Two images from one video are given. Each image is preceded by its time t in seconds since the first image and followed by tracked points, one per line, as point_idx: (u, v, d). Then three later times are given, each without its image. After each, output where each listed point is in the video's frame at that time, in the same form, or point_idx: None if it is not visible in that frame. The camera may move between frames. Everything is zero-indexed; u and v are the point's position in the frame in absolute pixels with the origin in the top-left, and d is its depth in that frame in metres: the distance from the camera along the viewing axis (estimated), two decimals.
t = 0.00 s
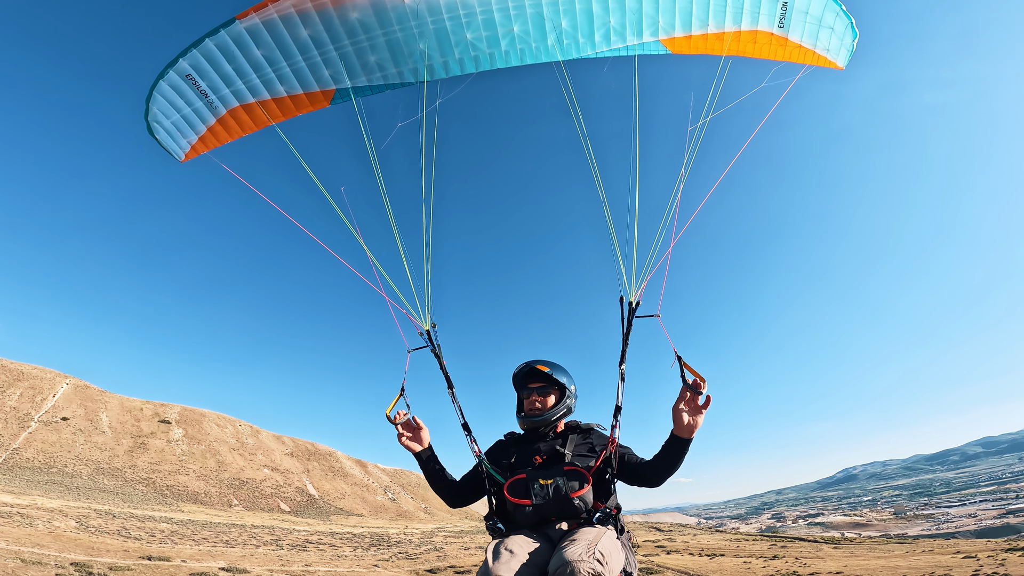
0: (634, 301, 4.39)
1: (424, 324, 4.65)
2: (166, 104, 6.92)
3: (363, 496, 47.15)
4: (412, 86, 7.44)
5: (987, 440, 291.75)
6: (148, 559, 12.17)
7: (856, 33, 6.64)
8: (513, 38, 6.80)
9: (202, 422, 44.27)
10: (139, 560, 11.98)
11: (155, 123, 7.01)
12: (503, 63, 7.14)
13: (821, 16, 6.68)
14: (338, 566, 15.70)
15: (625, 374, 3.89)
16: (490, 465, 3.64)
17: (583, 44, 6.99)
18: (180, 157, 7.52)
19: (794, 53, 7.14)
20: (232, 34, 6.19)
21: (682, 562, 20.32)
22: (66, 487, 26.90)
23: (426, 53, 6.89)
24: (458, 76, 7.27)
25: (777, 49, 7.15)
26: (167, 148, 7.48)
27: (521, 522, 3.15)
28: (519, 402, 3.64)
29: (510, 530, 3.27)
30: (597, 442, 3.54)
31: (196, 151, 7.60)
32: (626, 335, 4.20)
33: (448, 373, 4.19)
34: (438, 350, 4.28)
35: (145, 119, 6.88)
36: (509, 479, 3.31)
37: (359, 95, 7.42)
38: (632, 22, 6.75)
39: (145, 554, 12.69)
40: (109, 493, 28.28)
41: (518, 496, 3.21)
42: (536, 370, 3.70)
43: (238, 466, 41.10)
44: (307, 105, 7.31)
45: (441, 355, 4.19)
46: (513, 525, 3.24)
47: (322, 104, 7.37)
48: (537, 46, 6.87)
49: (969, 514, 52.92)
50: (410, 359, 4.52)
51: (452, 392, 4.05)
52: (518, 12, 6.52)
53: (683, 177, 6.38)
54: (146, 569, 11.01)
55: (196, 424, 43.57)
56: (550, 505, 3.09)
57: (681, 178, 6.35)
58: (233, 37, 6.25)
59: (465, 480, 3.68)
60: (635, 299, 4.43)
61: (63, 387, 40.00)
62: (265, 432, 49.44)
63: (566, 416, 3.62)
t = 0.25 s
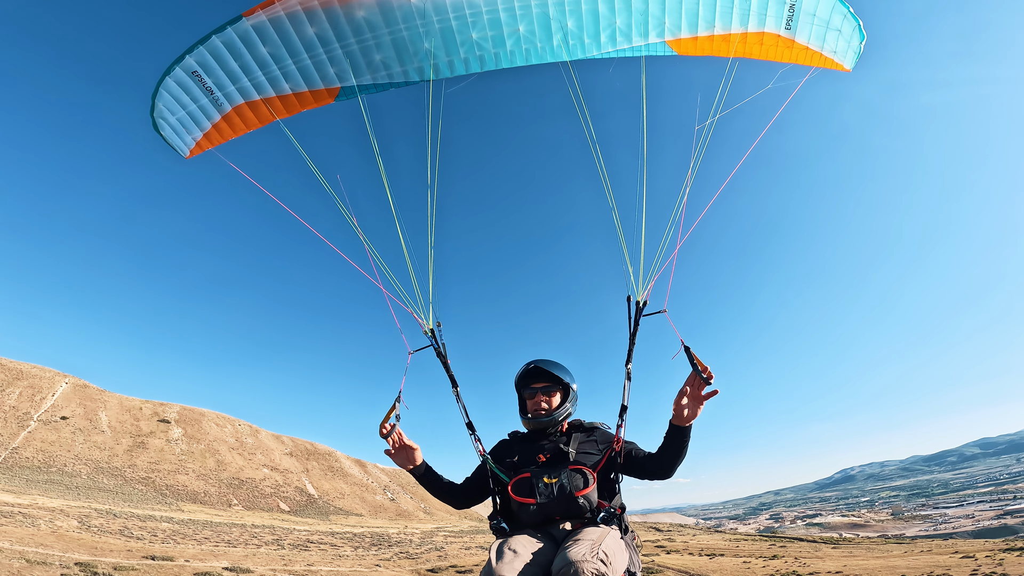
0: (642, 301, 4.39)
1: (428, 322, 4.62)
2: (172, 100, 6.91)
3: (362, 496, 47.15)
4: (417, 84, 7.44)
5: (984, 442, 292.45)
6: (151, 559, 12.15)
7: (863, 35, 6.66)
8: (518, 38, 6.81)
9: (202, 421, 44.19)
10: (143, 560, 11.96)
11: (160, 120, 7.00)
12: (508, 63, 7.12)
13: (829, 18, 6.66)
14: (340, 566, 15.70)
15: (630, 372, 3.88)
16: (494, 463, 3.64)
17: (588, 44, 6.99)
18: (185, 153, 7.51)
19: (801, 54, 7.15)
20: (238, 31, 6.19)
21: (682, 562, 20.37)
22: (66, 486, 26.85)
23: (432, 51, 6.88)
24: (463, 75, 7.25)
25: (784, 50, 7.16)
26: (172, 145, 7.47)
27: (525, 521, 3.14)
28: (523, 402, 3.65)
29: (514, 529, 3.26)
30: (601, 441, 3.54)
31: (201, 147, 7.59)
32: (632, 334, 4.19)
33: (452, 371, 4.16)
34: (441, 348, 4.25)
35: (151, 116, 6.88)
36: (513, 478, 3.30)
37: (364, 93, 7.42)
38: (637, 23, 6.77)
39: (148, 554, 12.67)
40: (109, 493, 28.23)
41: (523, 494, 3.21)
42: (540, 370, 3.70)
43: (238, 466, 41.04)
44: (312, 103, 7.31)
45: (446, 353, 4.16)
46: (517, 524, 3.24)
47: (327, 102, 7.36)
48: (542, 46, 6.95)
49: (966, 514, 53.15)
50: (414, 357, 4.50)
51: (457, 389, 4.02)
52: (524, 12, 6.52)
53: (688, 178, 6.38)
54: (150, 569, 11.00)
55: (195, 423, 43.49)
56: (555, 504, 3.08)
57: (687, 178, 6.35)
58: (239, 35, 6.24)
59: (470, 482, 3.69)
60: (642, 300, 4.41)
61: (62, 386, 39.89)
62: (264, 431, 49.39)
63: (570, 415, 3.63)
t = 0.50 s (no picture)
0: (643, 297, 4.40)
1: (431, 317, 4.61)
2: (179, 96, 6.93)
3: (362, 496, 47.14)
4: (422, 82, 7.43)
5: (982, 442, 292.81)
6: (156, 559, 12.15)
7: (871, 35, 6.67)
8: (524, 36, 6.80)
9: (201, 421, 44.14)
10: (147, 560, 11.95)
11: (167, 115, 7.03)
12: (514, 61, 7.11)
13: (836, 18, 6.67)
14: (342, 565, 15.72)
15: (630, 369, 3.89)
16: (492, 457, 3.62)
17: (594, 42, 7.00)
18: (192, 149, 7.54)
19: (807, 55, 7.17)
20: (246, 28, 6.21)
21: (683, 561, 20.39)
22: (67, 486, 26.82)
23: (437, 49, 6.87)
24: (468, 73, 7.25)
25: (791, 51, 7.18)
26: (179, 140, 7.50)
27: (522, 515, 3.14)
28: (525, 399, 3.61)
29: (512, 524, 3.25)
30: (599, 437, 3.55)
31: (207, 143, 7.61)
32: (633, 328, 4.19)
33: (453, 366, 4.16)
34: (443, 342, 4.24)
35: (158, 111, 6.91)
36: (511, 472, 3.31)
37: (370, 90, 7.42)
38: (643, 22, 6.76)
39: (153, 554, 12.67)
40: (110, 492, 28.20)
41: (521, 489, 3.21)
42: (542, 366, 3.68)
43: (238, 466, 41.01)
44: (317, 100, 7.30)
45: (447, 347, 4.15)
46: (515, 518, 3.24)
47: (332, 99, 7.37)
48: (547, 45, 6.89)
49: (965, 514, 53.31)
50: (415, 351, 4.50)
51: (458, 383, 4.00)
52: (529, 10, 6.52)
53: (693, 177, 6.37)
54: (155, 569, 11.00)
55: (195, 423, 43.45)
56: (553, 498, 3.09)
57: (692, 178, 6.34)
58: (246, 32, 6.26)
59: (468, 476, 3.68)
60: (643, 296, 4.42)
61: (63, 386, 39.82)
62: (264, 431, 49.34)
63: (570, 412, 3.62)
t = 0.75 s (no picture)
0: (655, 302, 4.40)
1: (437, 321, 4.64)
2: (188, 93, 6.96)
3: (362, 496, 47.12)
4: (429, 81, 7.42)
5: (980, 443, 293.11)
6: (161, 559, 12.14)
7: (885, 37, 6.61)
8: (532, 35, 6.80)
9: (201, 421, 44.07)
10: (153, 561, 11.94)
11: (176, 112, 7.05)
12: (522, 60, 7.13)
13: (849, 19, 6.66)
14: (346, 566, 15.73)
15: (641, 375, 3.88)
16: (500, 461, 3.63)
17: (603, 42, 7.01)
18: (200, 146, 7.56)
19: (821, 55, 7.15)
20: (254, 26, 6.21)
21: (684, 561, 20.41)
22: (67, 486, 26.77)
23: (445, 48, 6.86)
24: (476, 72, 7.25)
25: (804, 51, 7.15)
26: (187, 137, 7.51)
27: (532, 522, 3.14)
28: (532, 406, 3.60)
29: (520, 530, 3.25)
30: (606, 443, 3.55)
31: (214, 140, 7.62)
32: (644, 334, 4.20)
33: (462, 370, 4.18)
34: (452, 346, 4.26)
35: (166, 108, 6.92)
36: (520, 478, 3.31)
37: (377, 88, 7.42)
38: (653, 22, 6.73)
39: (158, 554, 12.67)
40: (110, 492, 28.15)
41: (530, 495, 3.21)
42: (549, 372, 3.68)
43: (238, 466, 40.97)
44: (325, 98, 7.30)
45: (456, 352, 4.17)
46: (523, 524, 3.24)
47: (340, 97, 7.37)
48: (555, 44, 6.95)
49: (964, 515, 53.33)
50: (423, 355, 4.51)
51: (466, 388, 4.02)
52: (537, 9, 6.50)
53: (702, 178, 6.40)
54: (161, 569, 10.99)
55: (195, 423, 43.39)
56: (562, 504, 3.10)
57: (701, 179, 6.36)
58: (255, 29, 6.26)
59: (474, 482, 3.67)
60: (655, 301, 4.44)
61: (62, 385, 39.76)
62: (264, 431, 49.30)
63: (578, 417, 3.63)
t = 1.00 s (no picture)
0: (655, 302, 4.41)
1: (441, 319, 4.67)
2: (198, 92, 6.98)
3: (362, 496, 47.11)
4: (437, 80, 7.42)
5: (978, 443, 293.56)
6: (166, 559, 12.13)
7: (893, 40, 6.57)
8: (539, 35, 6.82)
9: (201, 421, 44.02)
10: (158, 561, 11.94)
11: (186, 111, 7.07)
12: (529, 59, 7.12)
13: (858, 22, 6.65)
14: (349, 566, 15.74)
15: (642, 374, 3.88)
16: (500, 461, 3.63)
17: (610, 43, 6.96)
18: (209, 145, 7.58)
19: (829, 58, 7.15)
20: (264, 25, 6.22)
21: (684, 560, 20.46)
22: (68, 485, 26.73)
23: (453, 48, 6.85)
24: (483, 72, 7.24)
25: (811, 53, 7.17)
26: (197, 136, 7.54)
27: (532, 522, 3.15)
28: (528, 405, 3.60)
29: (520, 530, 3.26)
30: (605, 442, 3.55)
31: (224, 139, 7.65)
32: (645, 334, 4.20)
33: (464, 370, 4.21)
34: (454, 346, 4.29)
35: (177, 107, 6.95)
36: (520, 478, 3.31)
37: (384, 88, 7.42)
38: (661, 23, 6.73)
39: (162, 555, 12.66)
40: (111, 492, 28.12)
41: (530, 495, 3.22)
42: (543, 371, 3.68)
43: (238, 465, 40.94)
44: (333, 98, 7.30)
45: (458, 351, 4.19)
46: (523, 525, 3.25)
47: (348, 96, 7.36)
48: (563, 44, 6.92)
49: (963, 514, 53.45)
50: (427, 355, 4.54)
51: (468, 388, 4.05)
52: (545, 9, 6.54)
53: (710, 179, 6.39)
54: (166, 569, 10.99)
55: (195, 422, 43.34)
56: (563, 504, 3.10)
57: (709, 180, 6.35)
58: (265, 28, 6.27)
59: (472, 482, 3.68)
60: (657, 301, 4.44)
61: (62, 385, 39.69)
62: (264, 431, 49.25)
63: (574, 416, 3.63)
